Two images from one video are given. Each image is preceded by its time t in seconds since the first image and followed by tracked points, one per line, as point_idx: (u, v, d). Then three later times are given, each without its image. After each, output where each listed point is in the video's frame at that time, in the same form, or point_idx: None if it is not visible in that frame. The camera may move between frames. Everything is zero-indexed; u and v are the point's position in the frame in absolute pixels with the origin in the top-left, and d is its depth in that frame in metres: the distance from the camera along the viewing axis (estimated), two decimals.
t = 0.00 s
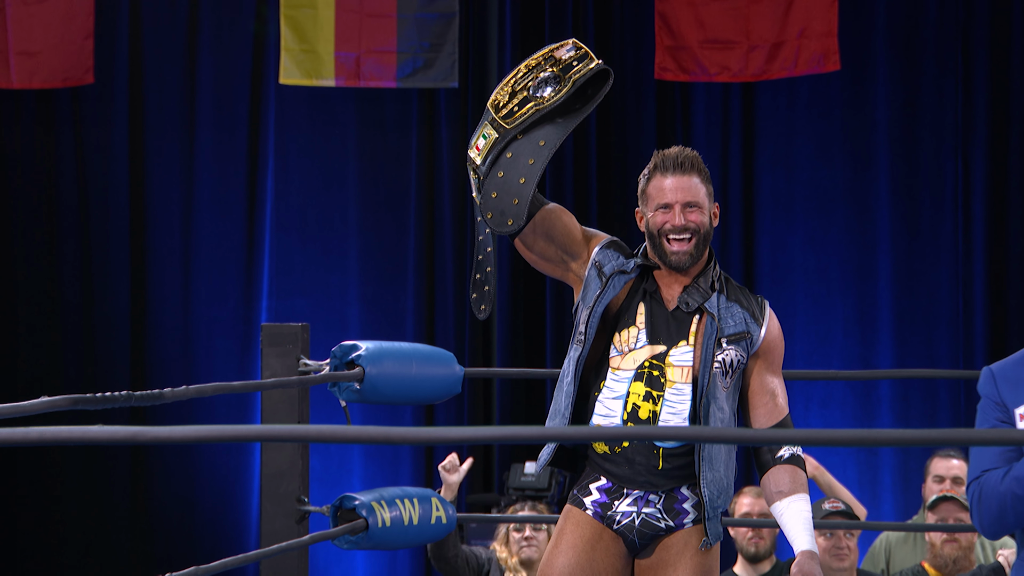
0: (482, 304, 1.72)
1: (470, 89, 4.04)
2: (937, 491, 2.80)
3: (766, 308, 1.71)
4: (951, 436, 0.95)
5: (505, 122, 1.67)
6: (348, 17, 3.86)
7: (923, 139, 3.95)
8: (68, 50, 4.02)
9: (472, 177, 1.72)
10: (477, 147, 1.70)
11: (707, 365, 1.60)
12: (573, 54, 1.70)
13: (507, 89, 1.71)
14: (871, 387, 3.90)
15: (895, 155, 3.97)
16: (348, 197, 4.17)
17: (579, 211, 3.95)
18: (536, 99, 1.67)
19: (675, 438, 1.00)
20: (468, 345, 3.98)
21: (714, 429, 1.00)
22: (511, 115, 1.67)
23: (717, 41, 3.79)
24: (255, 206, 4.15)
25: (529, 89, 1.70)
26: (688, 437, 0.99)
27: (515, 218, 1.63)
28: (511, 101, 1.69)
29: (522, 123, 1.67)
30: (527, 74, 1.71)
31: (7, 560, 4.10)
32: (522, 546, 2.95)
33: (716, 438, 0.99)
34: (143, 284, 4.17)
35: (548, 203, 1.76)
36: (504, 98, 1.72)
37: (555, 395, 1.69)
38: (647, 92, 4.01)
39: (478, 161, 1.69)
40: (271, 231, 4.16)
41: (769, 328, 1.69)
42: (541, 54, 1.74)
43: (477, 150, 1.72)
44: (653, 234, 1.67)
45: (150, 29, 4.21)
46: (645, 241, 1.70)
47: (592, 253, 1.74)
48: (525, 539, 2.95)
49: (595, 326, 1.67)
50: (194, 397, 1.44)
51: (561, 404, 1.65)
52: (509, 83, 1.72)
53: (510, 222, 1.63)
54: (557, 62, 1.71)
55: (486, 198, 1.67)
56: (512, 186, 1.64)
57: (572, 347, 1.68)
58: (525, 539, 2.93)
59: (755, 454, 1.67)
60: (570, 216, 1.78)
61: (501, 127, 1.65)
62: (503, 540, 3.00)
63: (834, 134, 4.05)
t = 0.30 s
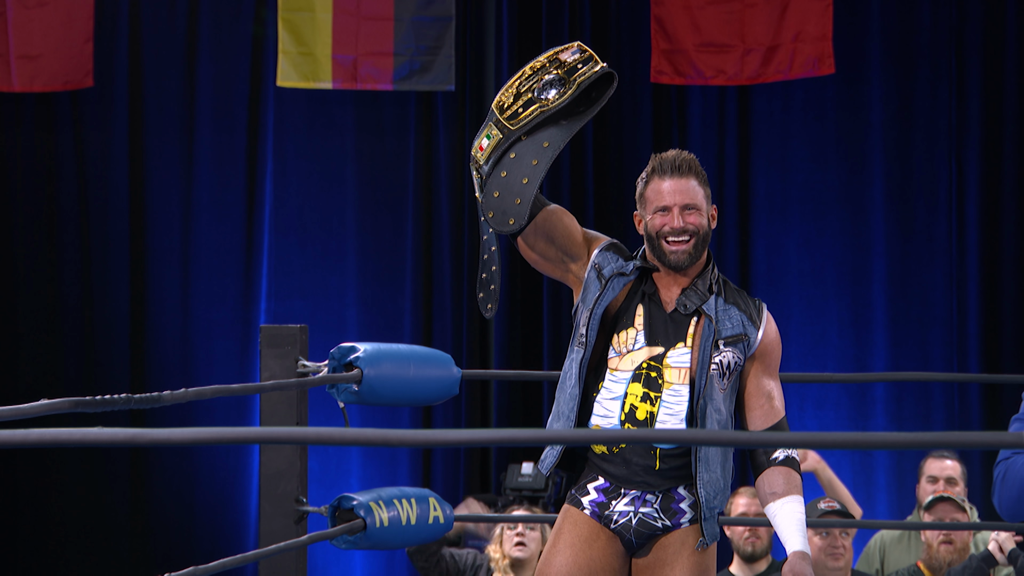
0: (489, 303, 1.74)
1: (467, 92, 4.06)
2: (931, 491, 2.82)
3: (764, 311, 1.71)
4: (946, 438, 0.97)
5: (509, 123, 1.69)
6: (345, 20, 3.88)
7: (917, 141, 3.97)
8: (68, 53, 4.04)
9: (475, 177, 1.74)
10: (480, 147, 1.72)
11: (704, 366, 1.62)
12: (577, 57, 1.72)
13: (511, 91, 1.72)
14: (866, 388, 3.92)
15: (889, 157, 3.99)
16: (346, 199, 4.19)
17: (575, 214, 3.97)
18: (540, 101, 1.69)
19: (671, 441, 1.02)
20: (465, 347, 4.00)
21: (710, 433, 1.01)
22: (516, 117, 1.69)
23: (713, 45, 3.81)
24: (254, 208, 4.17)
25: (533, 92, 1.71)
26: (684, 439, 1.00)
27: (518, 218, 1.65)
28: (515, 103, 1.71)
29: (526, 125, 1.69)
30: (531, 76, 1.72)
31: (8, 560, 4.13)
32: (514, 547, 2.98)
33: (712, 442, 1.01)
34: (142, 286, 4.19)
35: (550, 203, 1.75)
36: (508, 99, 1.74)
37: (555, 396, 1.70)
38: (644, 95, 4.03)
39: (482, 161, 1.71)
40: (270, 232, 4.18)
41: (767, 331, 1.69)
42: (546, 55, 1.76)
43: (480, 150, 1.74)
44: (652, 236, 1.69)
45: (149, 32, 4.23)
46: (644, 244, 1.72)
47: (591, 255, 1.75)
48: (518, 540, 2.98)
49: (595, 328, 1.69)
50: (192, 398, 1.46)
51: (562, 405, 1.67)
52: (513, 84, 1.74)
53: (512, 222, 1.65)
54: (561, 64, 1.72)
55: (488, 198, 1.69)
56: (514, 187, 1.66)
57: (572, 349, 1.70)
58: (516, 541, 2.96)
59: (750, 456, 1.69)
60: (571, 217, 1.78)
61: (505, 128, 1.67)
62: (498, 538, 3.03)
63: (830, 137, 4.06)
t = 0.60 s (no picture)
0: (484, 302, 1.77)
1: (465, 93, 4.08)
2: (926, 489, 2.83)
3: (762, 313, 1.72)
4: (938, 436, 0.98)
5: (512, 122, 1.71)
6: (342, 20, 3.89)
7: (912, 142, 3.99)
8: (68, 54, 4.05)
9: (479, 175, 1.77)
10: (484, 145, 1.75)
11: (702, 366, 1.63)
12: (580, 56, 1.73)
13: (514, 91, 1.74)
14: (861, 387, 3.94)
15: (885, 158, 4.01)
16: (344, 199, 4.21)
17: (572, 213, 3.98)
18: (543, 100, 1.71)
19: (668, 437, 1.05)
20: (462, 346, 4.02)
21: (707, 428, 1.05)
22: (518, 116, 1.71)
23: (709, 46, 3.82)
24: (253, 208, 4.19)
25: (536, 90, 1.73)
26: (681, 435, 1.03)
27: (520, 215, 1.67)
28: (518, 101, 1.72)
29: (529, 124, 1.71)
30: (534, 75, 1.74)
31: (8, 558, 4.14)
32: (477, 553, 2.90)
33: (708, 437, 1.04)
34: (142, 286, 4.20)
35: (551, 202, 1.77)
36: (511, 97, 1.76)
37: (556, 394, 1.72)
38: (640, 95, 4.04)
39: (485, 159, 1.73)
40: (268, 232, 4.19)
41: (765, 332, 1.70)
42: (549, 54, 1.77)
43: (484, 147, 1.76)
44: (652, 236, 1.70)
45: (149, 33, 4.24)
46: (644, 244, 1.73)
47: (591, 255, 1.76)
48: (480, 543, 2.91)
49: (595, 326, 1.71)
50: (192, 396, 1.48)
51: (563, 403, 1.70)
52: (516, 83, 1.76)
53: (514, 219, 1.67)
54: (564, 63, 1.74)
55: (491, 196, 1.71)
56: (517, 185, 1.68)
57: (572, 347, 1.72)
58: (479, 545, 2.88)
59: (746, 455, 1.69)
60: (571, 216, 1.79)
61: (508, 127, 1.69)
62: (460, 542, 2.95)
63: (825, 137, 4.08)
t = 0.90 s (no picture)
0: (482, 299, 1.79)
1: (453, 95, 4.10)
2: (911, 487, 2.85)
3: (751, 315, 1.74)
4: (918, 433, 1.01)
5: (506, 122, 1.72)
6: (331, 21, 3.91)
7: (896, 143, 4.01)
8: (59, 56, 4.06)
9: (473, 175, 1.77)
10: (478, 145, 1.75)
11: (690, 366, 1.65)
12: (574, 56, 1.74)
13: (508, 90, 1.75)
14: (846, 387, 3.96)
15: (870, 159, 4.03)
16: (333, 200, 4.22)
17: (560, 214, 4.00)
18: (537, 100, 1.72)
19: (654, 437, 1.06)
20: (451, 346, 4.04)
21: (695, 429, 1.06)
22: (513, 116, 1.72)
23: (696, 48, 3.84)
24: (242, 209, 4.20)
25: (530, 91, 1.74)
26: (668, 436, 1.04)
27: (514, 216, 1.67)
28: (512, 101, 1.73)
29: (523, 124, 1.72)
30: (529, 75, 1.75)
31: None
32: (443, 558, 2.85)
33: (696, 438, 1.05)
34: (132, 287, 4.21)
35: (543, 201, 1.78)
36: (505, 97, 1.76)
37: (545, 392, 1.73)
38: (628, 97, 4.06)
39: (479, 159, 1.74)
40: (257, 232, 4.21)
41: (753, 334, 1.72)
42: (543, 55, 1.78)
43: (477, 148, 1.77)
44: (642, 238, 1.72)
45: (139, 35, 4.26)
46: (634, 245, 1.74)
47: (581, 256, 1.79)
48: (445, 548, 2.86)
49: (585, 325, 1.73)
50: (182, 397, 1.49)
51: (552, 401, 1.70)
52: (510, 83, 1.77)
53: (509, 219, 1.67)
54: (558, 63, 1.75)
55: (485, 196, 1.71)
56: (512, 185, 1.69)
57: (562, 346, 1.74)
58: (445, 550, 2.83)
59: (732, 456, 1.70)
60: (563, 215, 1.80)
61: (502, 126, 1.70)
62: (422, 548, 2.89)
63: (811, 139, 4.10)
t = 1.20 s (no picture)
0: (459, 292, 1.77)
1: (434, 97, 4.11)
2: (889, 487, 2.86)
3: (734, 315, 1.73)
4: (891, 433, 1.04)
5: (491, 120, 1.73)
6: (310, 22, 3.90)
7: (875, 144, 4.02)
8: (38, 56, 4.06)
9: (458, 173, 1.78)
10: (463, 143, 1.76)
11: (673, 366, 1.64)
12: (559, 55, 1.75)
13: (494, 89, 1.76)
14: (825, 387, 3.96)
15: (849, 160, 4.04)
16: (314, 201, 4.23)
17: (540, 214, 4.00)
18: (522, 98, 1.72)
19: (637, 435, 1.07)
20: (431, 346, 4.04)
21: (677, 427, 1.07)
22: (498, 114, 1.73)
23: (676, 49, 3.84)
24: (222, 209, 4.20)
25: (516, 89, 1.74)
26: (649, 433, 1.06)
27: (499, 212, 1.67)
28: (498, 100, 1.74)
29: (508, 122, 1.72)
30: (514, 73, 1.75)
31: None
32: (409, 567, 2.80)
33: (678, 436, 1.07)
34: (112, 287, 4.21)
35: (528, 201, 1.79)
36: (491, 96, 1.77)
37: (530, 390, 1.73)
38: (608, 98, 4.06)
39: (464, 157, 1.75)
40: (238, 232, 4.21)
41: (737, 335, 1.70)
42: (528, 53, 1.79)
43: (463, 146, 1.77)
44: (625, 239, 1.72)
45: (120, 36, 4.26)
46: (618, 247, 1.75)
47: (566, 255, 1.78)
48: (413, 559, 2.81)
49: (569, 324, 1.73)
50: (161, 397, 1.50)
51: (536, 401, 1.70)
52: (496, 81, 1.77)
53: (493, 216, 1.67)
54: (543, 62, 1.76)
55: (470, 193, 1.71)
56: (497, 182, 1.69)
57: (545, 345, 1.74)
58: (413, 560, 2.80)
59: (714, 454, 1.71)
60: (548, 215, 1.81)
61: (487, 124, 1.71)
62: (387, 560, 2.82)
63: (789, 140, 4.11)
